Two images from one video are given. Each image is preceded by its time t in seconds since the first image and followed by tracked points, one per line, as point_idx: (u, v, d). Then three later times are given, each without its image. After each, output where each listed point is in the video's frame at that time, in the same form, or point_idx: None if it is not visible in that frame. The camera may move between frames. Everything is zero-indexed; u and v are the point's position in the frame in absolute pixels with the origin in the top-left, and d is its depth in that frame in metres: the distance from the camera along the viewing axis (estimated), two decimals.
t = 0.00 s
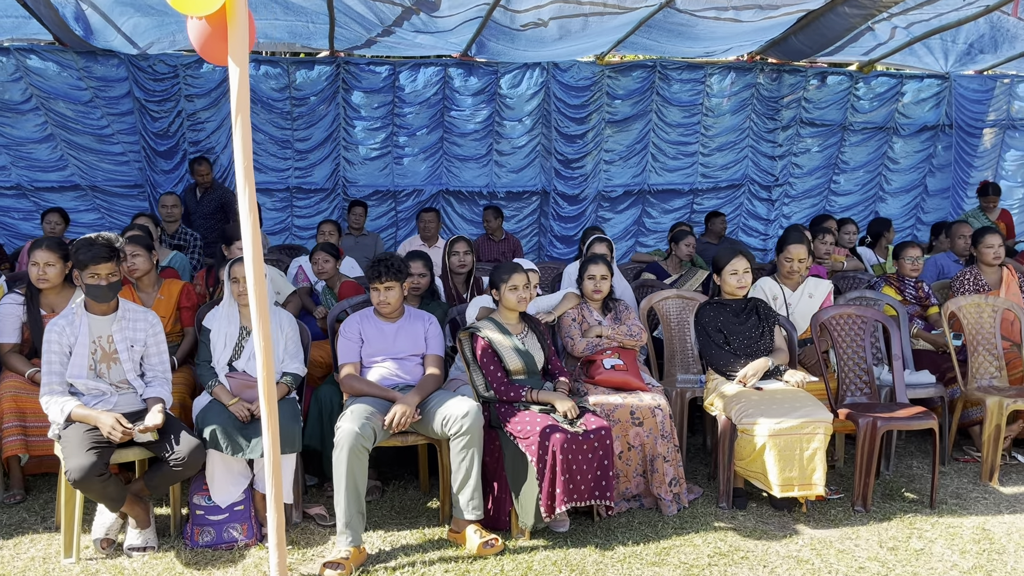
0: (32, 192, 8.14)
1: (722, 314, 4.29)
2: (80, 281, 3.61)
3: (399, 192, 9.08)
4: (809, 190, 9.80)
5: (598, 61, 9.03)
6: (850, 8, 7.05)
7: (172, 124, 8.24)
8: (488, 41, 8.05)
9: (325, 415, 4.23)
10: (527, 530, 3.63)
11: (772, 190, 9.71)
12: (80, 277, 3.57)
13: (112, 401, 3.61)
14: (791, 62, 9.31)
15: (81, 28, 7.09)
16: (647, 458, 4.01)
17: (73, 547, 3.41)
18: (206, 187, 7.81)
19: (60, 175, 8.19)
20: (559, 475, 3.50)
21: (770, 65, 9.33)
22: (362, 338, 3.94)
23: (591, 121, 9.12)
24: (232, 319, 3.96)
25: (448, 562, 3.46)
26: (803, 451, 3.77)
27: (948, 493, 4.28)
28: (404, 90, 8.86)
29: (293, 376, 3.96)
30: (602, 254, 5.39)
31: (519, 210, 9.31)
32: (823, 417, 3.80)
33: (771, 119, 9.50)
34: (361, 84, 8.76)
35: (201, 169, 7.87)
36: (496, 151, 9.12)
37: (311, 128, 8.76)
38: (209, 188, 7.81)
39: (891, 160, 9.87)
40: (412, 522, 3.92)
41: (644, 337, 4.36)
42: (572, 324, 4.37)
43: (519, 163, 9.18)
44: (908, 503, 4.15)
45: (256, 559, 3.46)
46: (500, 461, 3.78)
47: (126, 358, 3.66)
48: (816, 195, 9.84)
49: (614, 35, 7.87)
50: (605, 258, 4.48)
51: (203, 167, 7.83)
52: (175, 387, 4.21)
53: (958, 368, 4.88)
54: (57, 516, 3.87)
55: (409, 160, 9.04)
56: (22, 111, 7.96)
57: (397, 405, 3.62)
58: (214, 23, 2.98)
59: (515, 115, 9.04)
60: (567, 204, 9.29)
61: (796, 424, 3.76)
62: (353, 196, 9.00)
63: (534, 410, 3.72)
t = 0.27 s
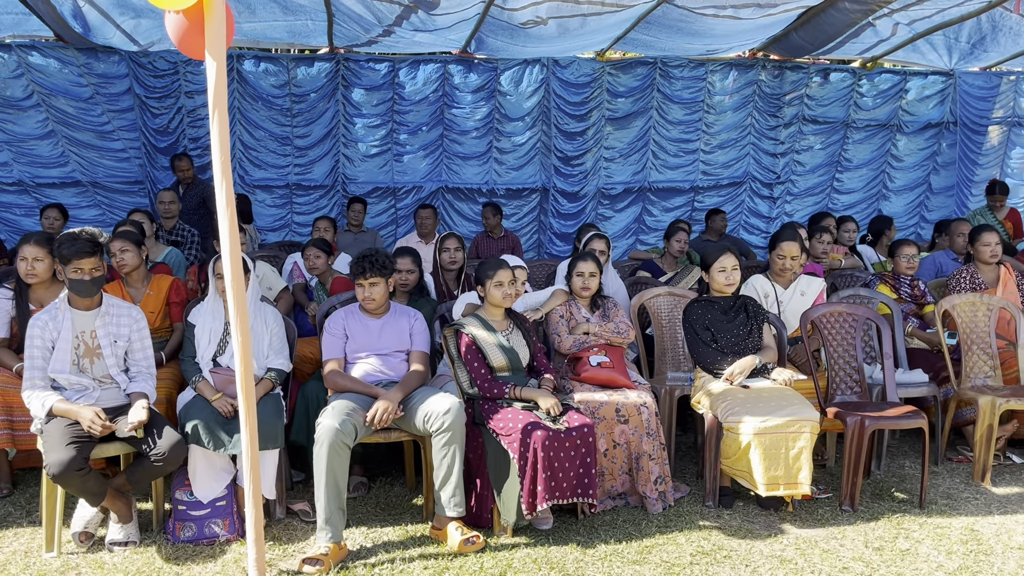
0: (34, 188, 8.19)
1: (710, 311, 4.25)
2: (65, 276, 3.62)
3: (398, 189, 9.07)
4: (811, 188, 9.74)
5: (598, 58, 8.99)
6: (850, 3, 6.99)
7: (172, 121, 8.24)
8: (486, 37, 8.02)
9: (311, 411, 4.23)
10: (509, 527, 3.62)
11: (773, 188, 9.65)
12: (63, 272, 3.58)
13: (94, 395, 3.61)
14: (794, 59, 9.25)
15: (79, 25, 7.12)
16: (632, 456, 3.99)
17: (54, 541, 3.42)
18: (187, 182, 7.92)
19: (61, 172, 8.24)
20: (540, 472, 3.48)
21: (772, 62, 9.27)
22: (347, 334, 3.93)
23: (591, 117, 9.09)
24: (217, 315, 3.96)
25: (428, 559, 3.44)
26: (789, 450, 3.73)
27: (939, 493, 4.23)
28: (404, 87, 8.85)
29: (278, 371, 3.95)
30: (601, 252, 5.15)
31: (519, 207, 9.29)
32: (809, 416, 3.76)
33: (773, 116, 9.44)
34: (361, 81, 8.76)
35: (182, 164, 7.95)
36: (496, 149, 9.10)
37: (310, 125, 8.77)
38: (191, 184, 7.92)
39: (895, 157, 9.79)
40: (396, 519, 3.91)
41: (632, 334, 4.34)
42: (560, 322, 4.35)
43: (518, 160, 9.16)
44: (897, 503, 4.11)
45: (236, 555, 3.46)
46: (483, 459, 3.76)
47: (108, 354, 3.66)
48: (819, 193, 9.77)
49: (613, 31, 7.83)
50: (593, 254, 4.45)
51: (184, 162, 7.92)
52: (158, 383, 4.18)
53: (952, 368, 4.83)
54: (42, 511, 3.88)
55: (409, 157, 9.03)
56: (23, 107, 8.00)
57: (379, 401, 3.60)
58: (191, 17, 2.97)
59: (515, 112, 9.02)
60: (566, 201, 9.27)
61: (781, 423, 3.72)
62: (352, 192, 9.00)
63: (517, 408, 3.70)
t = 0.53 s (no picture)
0: (32, 185, 8.22)
1: (693, 310, 4.23)
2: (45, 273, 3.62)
3: (395, 186, 9.07)
4: (810, 187, 9.69)
5: (595, 55, 8.97)
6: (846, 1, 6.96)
7: (168, 118, 8.30)
8: (482, 35, 7.99)
9: (293, 408, 4.23)
10: (486, 525, 3.60)
11: (771, 186, 9.60)
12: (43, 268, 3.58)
13: (73, 391, 3.63)
14: (792, 56, 9.20)
15: (75, 22, 7.14)
16: (613, 455, 3.98)
17: (32, 536, 3.43)
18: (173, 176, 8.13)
19: (59, 169, 8.27)
20: (516, 470, 3.46)
21: (770, 60, 9.22)
22: (327, 331, 3.93)
23: (588, 115, 9.07)
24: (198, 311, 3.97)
25: (403, 556, 3.43)
26: (769, 449, 3.71)
27: (923, 494, 4.20)
28: (400, 85, 8.85)
29: (258, 368, 3.95)
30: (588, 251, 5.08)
31: (515, 205, 9.27)
32: (789, 415, 3.74)
33: (771, 114, 9.40)
34: (358, 79, 8.75)
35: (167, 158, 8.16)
36: (493, 147, 9.09)
37: (307, 122, 8.78)
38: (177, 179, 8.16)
39: (895, 156, 9.72)
40: (375, 516, 3.90)
41: (614, 333, 4.34)
42: (543, 320, 4.35)
43: (515, 158, 9.15)
44: (880, 503, 4.08)
45: (211, 551, 3.46)
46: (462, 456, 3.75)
47: (88, 350, 3.67)
48: (818, 191, 9.72)
49: (609, 29, 7.79)
50: (576, 252, 4.45)
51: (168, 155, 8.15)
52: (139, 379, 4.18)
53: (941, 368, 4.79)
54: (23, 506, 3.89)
55: (406, 155, 9.03)
56: (21, 104, 8.04)
57: (356, 398, 3.60)
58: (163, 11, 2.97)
59: (511, 110, 9.00)
60: (563, 199, 9.25)
61: (761, 422, 3.70)
62: (349, 190, 9.00)
63: (495, 406, 3.68)
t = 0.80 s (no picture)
0: (32, 180, 8.26)
1: (681, 306, 4.20)
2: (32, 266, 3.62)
3: (394, 182, 9.06)
4: (812, 184, 9.63)
5: (595, 51, 8.94)
6: None
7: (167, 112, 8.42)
8: (480, 31, 7.96)
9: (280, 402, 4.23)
10: (469, 521, 3.59)
11: (772, 183, 9.55)
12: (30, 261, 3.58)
13: (57, 384, 3.63)
14: (794, 53, 9.14)
15: (73, 17, 7.16)
16: (599, 451, 3.96)
17: (14, 529, 3.44)
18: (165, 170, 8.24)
19: (59, 164, 8.30)
20: (498, 467, 3.45)
21: (772, 56, 9.17)
22: (312, 326, 3.93)
23: (588, 112, 9.04)
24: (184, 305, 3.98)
25: (386, 552, 3.42)
26: (754, 447, 3.68)
27: (913, 493, 4.17)
28: (399, 80, 8.83)
29: (245, 363, 3.96)
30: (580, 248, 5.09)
31: (515, 202, 9.25)
32: (776, 413, 3.72)
33: (773, 111, 9.34)
34: (357, 75, 8.74)
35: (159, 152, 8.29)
36: (492, 143, 9.07)
37: (306, 118, 8.78)
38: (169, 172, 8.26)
39: (897, 153, 9.66)
40: (360, 511, 3.90)
41: (603, 329, 4.32)
42: (531, 316, 4.34)
43: (514, 154, 9.12)
44: (869, 502, 4.05)
45: (194, 545, 3.46)
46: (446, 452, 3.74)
47: (72, 344, 3.67)
48: (819, 188, 9.66)
49: (608, 24, 7.74)
50: (565, 248, 4.44)
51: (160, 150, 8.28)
52: (125, 374, 4.18)
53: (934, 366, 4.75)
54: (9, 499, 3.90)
55: (405, 151, 9.02)
56: (21, 99, 8.07)
57: (340, 394, 3.59)
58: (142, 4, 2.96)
59: (511, 106, 8.98)
60: (562, 196, 9.23)
61: (747, 419, 3.68)
62: (348, 186, 9.00)
63: (479, 401, 3.66)
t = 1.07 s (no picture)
0: (32, 177, 8.28)
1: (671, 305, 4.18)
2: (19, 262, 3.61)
3: (394, 180, 9.05)
4: (814, 183, 9.57)
5: (595, 49, 8.91)
6: None
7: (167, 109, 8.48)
8: (479, 28, 7.94)
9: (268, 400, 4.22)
10: (455, 520, 3.57)
11: (773, 182, 9.50)
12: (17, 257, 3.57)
13: (42, 381, 3.64)
14: (795, 51, 9.09)
15: (71, 14, 7.18)
16: (587, 450, 3.93)
17: None
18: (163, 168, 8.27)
19: (59, 161, 8.32)
20: (482, 465, 3.42)
21: (773, 54, 9.12)
22: (299, 323, 3.92)
23: (587, 109, 9.01)
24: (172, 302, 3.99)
25: (369, 550, 3.41)
26: (742, 447, 3.66)
27: (905, 494, 4.13)
28: (399, 78, 8.82)
29: (232, 360, 3.96)
30: (572, 246, 5.09)
31: (514, 200, 9.22)
32: (764, 413, 3.69)
33: (774, 109, 9.30)
34: (357, 73, 8.74)
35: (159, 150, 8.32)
36: (492, 141, 9.04)
37: (305, 115, 8.78)
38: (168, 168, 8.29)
39: (900, 152, 9.59)
40: (346, 509, 3.88)
41: (592, 327, 4.30)
42: (521, 314, 4.32)
43: (514, 152, 9.10)
44: (860, 503, 4.01)
45: (177, 542, 3.45)
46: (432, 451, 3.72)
47: (58, 340, 3.68)
48: (821, 187, 9.60)
49: (607, 22, 7.70)
50: (556, 246, 4.42)
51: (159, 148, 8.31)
52: (113, 370, 4.18)
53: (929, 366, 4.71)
54: None
55: (404, 149, 9.01)
56: (22, 96, 8.10)
57: (325, 391, 3.58)
58: None
59: (510, 104, 8.96)
60: (562, 194, 9.20)
61: (735, 419, 3.65)
62: (347, 183, 8.99)
63: (464, 400, 3.64)
